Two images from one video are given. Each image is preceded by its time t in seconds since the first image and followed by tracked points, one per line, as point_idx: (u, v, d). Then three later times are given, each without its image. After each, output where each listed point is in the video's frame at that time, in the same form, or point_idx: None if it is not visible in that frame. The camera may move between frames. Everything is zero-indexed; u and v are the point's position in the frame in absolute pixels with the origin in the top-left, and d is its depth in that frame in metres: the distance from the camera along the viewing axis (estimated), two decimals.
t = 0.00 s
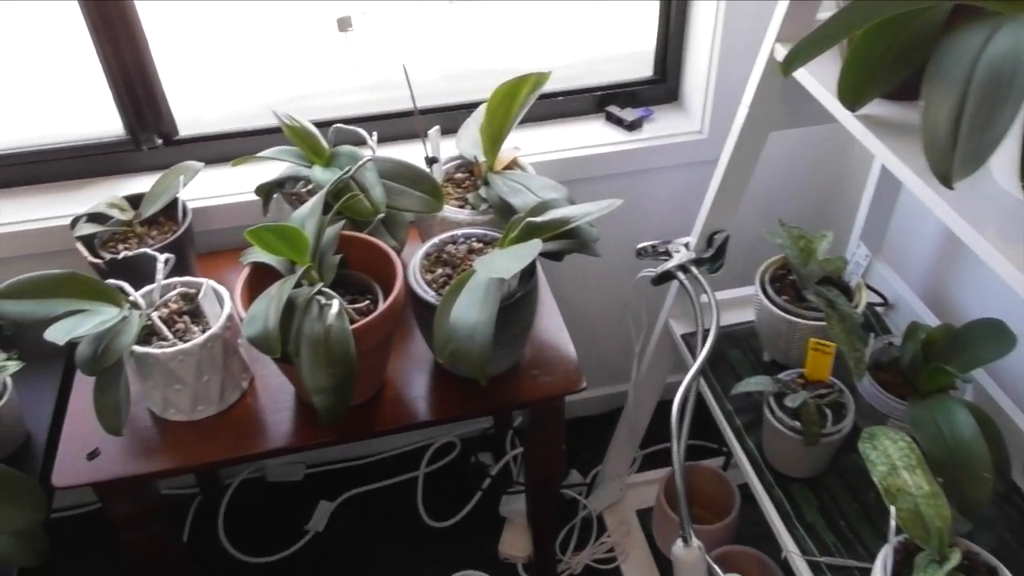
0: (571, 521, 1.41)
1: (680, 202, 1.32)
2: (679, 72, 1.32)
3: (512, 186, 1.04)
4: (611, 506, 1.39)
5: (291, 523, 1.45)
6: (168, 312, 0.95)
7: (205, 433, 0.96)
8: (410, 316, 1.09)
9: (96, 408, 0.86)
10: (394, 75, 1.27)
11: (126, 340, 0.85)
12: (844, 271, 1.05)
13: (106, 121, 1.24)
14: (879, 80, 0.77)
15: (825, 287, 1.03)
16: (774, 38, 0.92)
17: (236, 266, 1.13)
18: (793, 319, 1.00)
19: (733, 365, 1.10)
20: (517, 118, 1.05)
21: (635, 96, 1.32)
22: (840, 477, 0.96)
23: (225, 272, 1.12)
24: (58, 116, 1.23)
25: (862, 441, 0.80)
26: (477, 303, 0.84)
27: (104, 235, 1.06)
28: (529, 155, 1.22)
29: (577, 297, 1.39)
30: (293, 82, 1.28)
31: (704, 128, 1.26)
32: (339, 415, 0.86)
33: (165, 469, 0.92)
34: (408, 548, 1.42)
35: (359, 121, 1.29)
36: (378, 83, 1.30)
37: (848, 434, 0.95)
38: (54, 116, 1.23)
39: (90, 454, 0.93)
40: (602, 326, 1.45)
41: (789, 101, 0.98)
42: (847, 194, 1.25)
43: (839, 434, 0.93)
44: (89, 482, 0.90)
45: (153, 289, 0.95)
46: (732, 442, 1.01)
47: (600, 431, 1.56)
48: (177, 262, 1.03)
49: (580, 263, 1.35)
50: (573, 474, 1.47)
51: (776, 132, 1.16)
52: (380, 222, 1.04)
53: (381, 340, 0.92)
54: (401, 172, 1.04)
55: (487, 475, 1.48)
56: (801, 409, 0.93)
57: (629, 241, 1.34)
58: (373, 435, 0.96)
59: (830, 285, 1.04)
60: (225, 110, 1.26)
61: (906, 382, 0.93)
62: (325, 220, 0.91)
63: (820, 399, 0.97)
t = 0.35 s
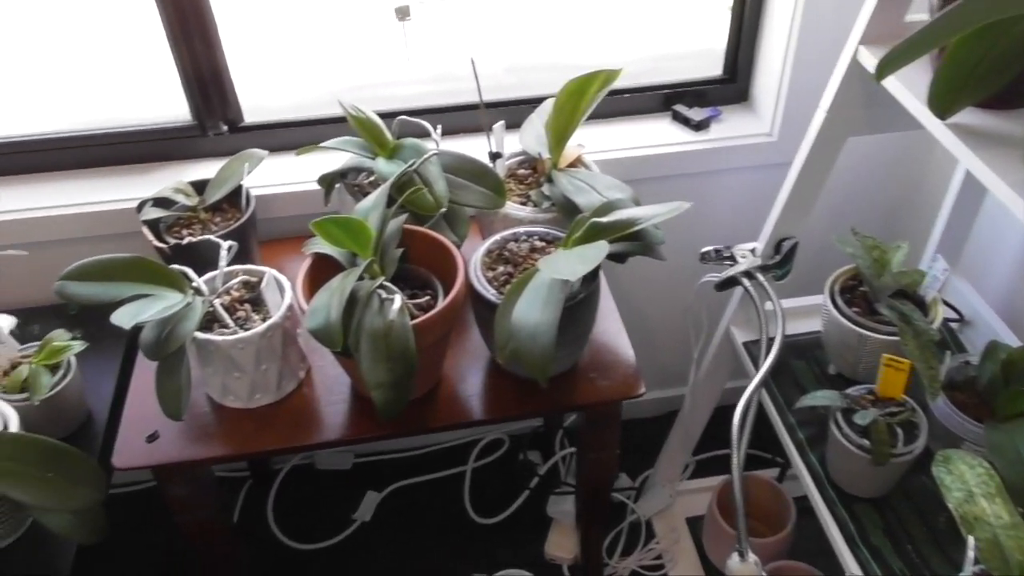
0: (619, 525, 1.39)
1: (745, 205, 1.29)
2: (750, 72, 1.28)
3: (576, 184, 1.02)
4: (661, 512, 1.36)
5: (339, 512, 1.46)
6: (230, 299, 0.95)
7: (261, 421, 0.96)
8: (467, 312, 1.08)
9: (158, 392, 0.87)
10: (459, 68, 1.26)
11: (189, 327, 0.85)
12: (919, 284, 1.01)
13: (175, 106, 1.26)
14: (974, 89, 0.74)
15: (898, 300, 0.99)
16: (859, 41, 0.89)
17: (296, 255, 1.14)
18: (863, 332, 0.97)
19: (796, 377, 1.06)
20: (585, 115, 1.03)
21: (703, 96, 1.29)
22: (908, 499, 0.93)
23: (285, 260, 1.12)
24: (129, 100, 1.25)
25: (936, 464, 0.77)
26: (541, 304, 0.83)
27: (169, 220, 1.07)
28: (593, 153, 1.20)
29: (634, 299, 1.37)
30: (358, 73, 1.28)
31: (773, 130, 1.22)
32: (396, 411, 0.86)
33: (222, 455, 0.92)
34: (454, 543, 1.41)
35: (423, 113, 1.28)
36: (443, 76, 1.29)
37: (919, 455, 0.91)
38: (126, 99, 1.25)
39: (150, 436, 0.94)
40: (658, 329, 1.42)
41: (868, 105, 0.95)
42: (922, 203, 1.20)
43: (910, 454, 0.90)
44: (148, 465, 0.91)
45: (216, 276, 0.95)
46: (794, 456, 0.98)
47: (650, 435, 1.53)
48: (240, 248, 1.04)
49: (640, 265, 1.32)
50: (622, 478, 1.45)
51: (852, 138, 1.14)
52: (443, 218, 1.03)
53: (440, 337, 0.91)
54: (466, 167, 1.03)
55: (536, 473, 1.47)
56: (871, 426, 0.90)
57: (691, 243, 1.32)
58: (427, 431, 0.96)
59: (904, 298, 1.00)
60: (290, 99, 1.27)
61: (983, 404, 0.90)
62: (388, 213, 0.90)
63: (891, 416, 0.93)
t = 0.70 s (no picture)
0: (679, 542, 1.37)
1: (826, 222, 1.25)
2: (836, 85, 1.24)
3: (656, 195, 1.00)
4: (722, 533, 1.34)
5: (397, 512, 1.46)
6: (306, 298, 0.96)
7: (331, 421, 0.97)
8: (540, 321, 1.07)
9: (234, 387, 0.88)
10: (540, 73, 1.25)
11: (266, 324, 0.86)
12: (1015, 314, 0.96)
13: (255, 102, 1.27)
14: None
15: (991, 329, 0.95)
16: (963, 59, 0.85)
17: (370, 255, 1.14)
18: (952, 360, 0.93)
19: (876, 404, 1.03)
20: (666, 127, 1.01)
21: (786, 109, 1.25)
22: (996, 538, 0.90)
23: (359, 260, 1.13)
24: (212, 96, 1.27)
25: None
26: (620, 317, 0.81)
27: (248, 216, 1.08)
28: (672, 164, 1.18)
29: (706, 313, 1.34)
30: (436, 75, 1.28)
31: (860, 146, 1.18)
32: (468, 418, 0.85)
33: (293, 453, 0.93)
34: (512, 550, 1.41)
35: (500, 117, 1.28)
36: (521, 81, 1.28)
37: (1011, 494, 0.87)
38: (210, 95, 1.27)
39: (223, 430, 0.95)
40: (728, 344, 1.39)
41: (969, 125, 0.91)
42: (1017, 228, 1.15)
43: (1000, 492, 0.86)
44: (220, 459, 0.92)
45: (293, 274, 0.96)
46: (873, 485, 0.95)
47: (714, 452, 1.50)
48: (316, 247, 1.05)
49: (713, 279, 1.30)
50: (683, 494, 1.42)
51: (946, 160, 1.13)
52: (518, 224, 1.02)
53: (514, 345, 0.90)
54: (544, 174, 1.02)
55: (596, 485, 1.46)
56: (959, 460, 0.86)
57: (767, 259, 1.28)
58: (496, 439, 0.95)
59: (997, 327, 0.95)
60: (369, 99, 1.27)
61: None
62: (467, 217, 0.90)
63: (980, 451, 0.89)
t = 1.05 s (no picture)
0: (731, 560, 1.34)
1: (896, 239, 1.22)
2: (912, 100, 1.21)
3: (727, 207, 0.98)
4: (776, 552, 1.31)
5: (446, 517, 1.47)
6: (372, 301, 0.96)
7: (392, 424, 0.97)
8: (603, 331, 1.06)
9: (300, 387, 0.88)
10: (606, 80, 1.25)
11: (335, 326, 0.86)
12: None
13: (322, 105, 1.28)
14: None
15: None
16: None
17: (433, 259, 1.14)
18: None
19: (948, 429, 1.00)
20: (740, 136, 0.99)
21: (858, 123, 1.23)
22: None
23: (422, 264, 1.13)
24: (280, 97, 1.29)
25: None
26: (692, 332, 0.79)
27: (315, 218, 1.09)
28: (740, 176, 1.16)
29: (767, 327, 1.32)
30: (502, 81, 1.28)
31: (936, 163, 1.15)
32: (532, 428, 0.84)
33: (353, 454, 0.93)
34: (561, 560, 1.40)
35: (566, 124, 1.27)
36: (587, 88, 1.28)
37: None
38: (278, 97, 1.29)
39: (286, 430, 0.95)
40: (788, 360, 1.37)
41: None
42: None
43: None
44: (283, 458, 0.93)
45: (360, 277, 0.96)
46: (943, 513, 0.92)
47: (769, 470, 1.47)
48: (382, 251, 1.05)
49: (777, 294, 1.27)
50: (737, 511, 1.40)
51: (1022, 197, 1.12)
52: (583, 233, 1.01)
53: (579, 355, 0.89)
54: (612, 184, 1.01)
55: (648, 497, 1.45)
56: None
57: (833, 275, 1.26)
58: (557, 450, 0.94)
59: None
60: (434, 103, 1.28)
61: None
62: (537, 225, 0.90)
63: None
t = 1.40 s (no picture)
0: None
1: (956, 257, 1.20)
2: (978, 116, 1.19)
3: (789, 219, 0.97)
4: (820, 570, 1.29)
5: (485, 518, 1.47)
6: (430, 302, 0.96)
7: (445, 426, 0.97)
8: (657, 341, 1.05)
9: (357, 385, 0.89)
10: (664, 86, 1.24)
11: (395, 326, 0.86)
12: None
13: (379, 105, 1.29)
14: None
15: None
16: None
17: (486, 262, 1.14)
18: None
19: (1009, 454, 0.98)
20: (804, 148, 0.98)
21: (921, 137, 1.21)
22: None
23: (475, 266, 1.13)
24: (338, 95, 1.30)
25: None
26: (757, 347, 0.78)
27: (371, 217, 1.10)
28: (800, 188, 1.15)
29: (819, 342, 1.30)
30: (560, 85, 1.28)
31: (1002, 181, 1.12)
32: (589, 436, 0.83)
33: (406, 454, 0.93)
34: (600, 568, 1.39)
35: (622, 130, 1.26)
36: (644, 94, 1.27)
37: None
38: (336, 95, 1.30)
39: (340, 427, 0.96)
40: (839, 375, 1.35)
41: None
42: None
43: None
44: (336, 456, 0.93)
45: (419, 278, 0.96)
46: (1004, 539, 0.90)
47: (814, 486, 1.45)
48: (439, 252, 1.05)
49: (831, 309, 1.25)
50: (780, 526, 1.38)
51: None
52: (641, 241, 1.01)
53: (637, 365, 0.88)
54: (672, 192, 1.00)
55: (690, 508, 1.44)
56: None
57: (889, 291, 1.24)
58: (609, 458, 0.93)
59: None
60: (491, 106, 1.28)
61: None
62: (599, 232, 0.89)
63: None
